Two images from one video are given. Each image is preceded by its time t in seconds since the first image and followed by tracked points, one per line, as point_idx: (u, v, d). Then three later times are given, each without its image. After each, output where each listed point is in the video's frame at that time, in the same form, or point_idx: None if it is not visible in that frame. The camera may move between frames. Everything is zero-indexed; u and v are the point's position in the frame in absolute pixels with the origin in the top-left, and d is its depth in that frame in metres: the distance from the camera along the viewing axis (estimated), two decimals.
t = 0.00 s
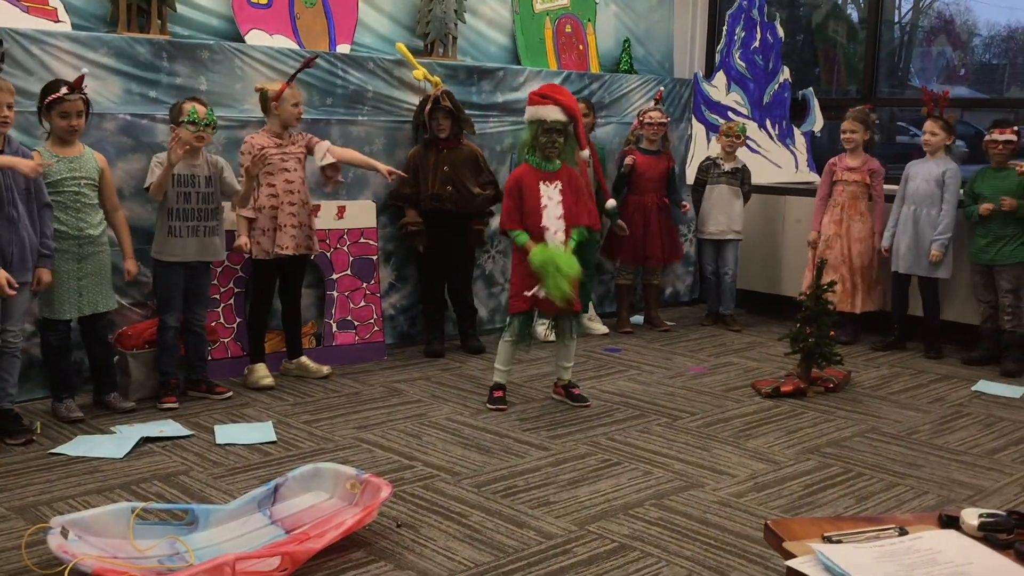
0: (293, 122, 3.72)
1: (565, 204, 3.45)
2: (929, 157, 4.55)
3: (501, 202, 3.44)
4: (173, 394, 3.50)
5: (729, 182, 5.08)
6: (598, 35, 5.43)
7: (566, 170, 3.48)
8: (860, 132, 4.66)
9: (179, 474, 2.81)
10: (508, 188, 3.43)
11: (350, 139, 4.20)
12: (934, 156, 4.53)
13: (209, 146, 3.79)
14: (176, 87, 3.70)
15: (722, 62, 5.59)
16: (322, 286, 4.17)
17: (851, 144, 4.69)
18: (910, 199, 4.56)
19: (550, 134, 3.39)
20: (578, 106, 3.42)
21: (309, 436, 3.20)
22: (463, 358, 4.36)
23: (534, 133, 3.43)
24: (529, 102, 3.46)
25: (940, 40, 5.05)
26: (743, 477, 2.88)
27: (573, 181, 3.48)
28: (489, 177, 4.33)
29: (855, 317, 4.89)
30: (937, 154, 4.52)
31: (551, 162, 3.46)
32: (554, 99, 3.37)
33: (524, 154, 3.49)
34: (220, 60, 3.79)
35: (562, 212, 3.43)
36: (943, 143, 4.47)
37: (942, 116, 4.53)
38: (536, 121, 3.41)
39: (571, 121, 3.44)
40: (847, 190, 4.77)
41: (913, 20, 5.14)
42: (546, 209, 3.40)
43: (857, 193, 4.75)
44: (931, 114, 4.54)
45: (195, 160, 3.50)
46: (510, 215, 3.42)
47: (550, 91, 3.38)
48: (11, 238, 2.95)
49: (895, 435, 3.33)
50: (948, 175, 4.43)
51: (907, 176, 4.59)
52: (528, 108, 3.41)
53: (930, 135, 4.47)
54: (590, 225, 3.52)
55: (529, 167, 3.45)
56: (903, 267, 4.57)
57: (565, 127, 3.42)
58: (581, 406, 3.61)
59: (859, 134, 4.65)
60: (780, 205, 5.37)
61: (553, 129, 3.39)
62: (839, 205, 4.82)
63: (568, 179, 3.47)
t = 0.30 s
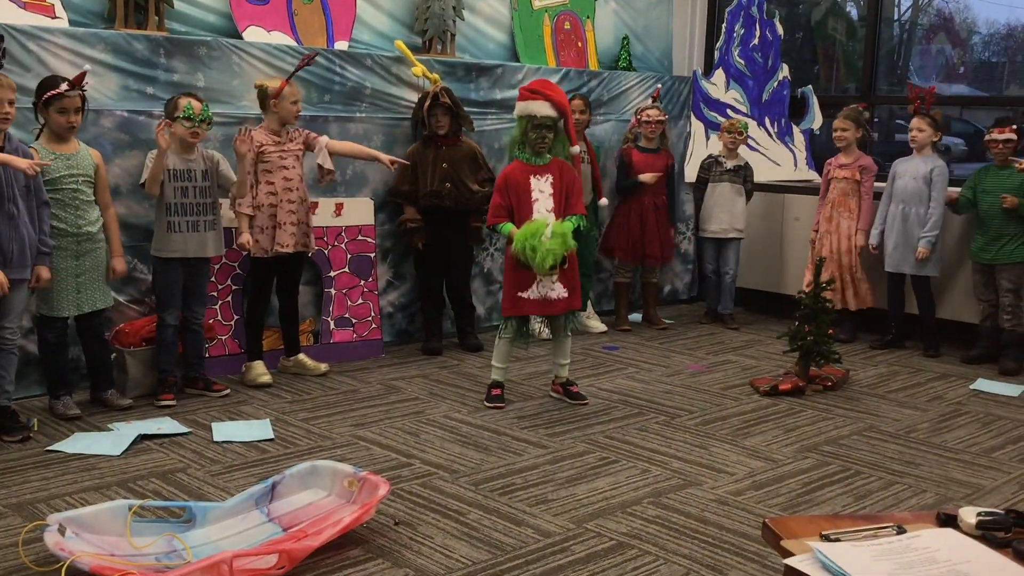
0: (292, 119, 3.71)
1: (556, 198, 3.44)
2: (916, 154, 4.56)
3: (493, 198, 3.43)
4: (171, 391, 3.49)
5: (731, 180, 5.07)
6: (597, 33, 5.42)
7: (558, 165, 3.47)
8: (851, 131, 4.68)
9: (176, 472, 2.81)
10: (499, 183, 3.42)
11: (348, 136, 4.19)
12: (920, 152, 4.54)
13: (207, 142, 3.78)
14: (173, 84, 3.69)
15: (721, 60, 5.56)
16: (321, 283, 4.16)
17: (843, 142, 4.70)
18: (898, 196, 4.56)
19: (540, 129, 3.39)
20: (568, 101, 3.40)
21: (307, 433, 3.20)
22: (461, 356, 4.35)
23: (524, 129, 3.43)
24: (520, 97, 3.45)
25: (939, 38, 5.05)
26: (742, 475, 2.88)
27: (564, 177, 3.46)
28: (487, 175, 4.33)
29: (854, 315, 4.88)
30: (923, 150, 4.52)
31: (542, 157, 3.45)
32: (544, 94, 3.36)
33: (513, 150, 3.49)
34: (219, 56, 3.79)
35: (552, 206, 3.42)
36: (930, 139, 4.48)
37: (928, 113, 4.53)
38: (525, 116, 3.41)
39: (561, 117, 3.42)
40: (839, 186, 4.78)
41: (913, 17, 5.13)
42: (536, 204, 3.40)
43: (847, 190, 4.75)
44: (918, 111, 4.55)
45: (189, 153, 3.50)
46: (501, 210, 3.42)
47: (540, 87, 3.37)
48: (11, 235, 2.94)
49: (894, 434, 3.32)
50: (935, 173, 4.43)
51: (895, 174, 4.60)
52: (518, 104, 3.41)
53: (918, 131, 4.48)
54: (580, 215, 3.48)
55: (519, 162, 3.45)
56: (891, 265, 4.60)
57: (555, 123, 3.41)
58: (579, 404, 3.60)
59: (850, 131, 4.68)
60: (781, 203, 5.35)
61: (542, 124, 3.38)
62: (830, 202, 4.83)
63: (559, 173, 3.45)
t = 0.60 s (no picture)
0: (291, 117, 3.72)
1: (538, 198, 3.45)
2: (907, 152, 4.57)
3: (475, 200, 3.42)
4: (171, 390, 3.49)
5: (738, 179, 5.07)
6: (596, 32, 5.42)
7: (540, 165, 3.48)
8: (843, 129, 4.68)
9: (176, 470, 2.81)
10: (482, 185, 3.41)
11: (348, 135, 4.19)
12: (911, 150, 4.55)
13: (206, 141, 3.78)
14: (173, 82, 3.69)
15: (721, 58, 5.57)
16: (321, 282, 4.16)
17: (835, 140, 4.70)
18: (893, 196, 4.56)
19: (523, 130, 3.39)
20: (550, 101, 3.40)
21: (307, 432, 3.20)
22: (461, 354, 4.35)
23: (506, 129, 3.43)
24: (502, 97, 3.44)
25: (939, 37, 5.05)
26: (741, 473, 2.88)
27: (546, 177, 3.47)
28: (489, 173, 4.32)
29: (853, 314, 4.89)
30: (915, 148, 4.54)
31: (525, 158, 3.45)
32: (527, 95, 3.35)
33: (495, 151, 3.49)
34: (218, 55, 3.79)
35: (535, 208, 3.44)
36: (921, 136, 4.49)
37: (919, 111, 4.55)
38: (507, 117, 3.40)
39: (543, 117, 3.42)
40: (832, 185, 4.79)
41: (913, 16, 5.13)
42: (519, 205, 3.41)
43: (835, 188, 4.77)
44: (908, 109, 4.58)
45: (188, 150, 3.50)
46: (483, 211, 3.41)
47: (522, 87, 3.36)
48: (14, 232, 2.94)
49: (894, 433, 3.32)
50: (930, 172, 4.46)
51: (887, 173, 4.60)
52: (499, 104, 3.40)
53: (909, 128, 4.49)
54: (560, 218, 3.51)
55: (501, 163, 3.44)
56: (890, 265, 4.58)
57: (538, 124, 3.41)
58: (578, 402, 3.60)
59: (843, 130, 4.68)
60: (785, 202, 5.34)
61: (525, 125, 3.38)
62: (822, 199, 4.88)
63: (541, 174, 3.46)
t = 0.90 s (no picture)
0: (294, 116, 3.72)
1: (528, 199, 3.45)
2: (904, 150, 4.57)
3: (465, 197, 3.42)
4: (171, 389, 3.50)
5: (741, 178, 5.06)
6: (597, 31, 5.42)
7: (531, 166, 3.47)
8: (844, 130, 4.66)
9: (176, 469, 2.81)
10: (472, 182, 3.41)
11: (348, 133, 4.19)
12: (908, 148, 4.55)
13: (206, 140, 3.78)
14: (173, 81, 3.69)
15: (722, 57, 5.56)
16: (321, 281, 4.16)
17: (836, 141, 4.68)
18: (894, 196, 4.55)
19: (513, 130, 3.39)
20: (542, 103, 3.40)
21: (307, 431, 3.20)
22: (461, 354, 4.35)
23: (499, 130, 3.42)
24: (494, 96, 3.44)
25: (939, 36, 5.05)
26: (741, 473, 2.88)
27: (536, 178, 3.47)
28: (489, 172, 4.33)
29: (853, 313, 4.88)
30: (912, 146, 4.54)
31: (516, 158, 3.45)
32: (520, 96, 3.35)
33: (488, 149, 3.48)
34: (218, 54, 3.78)
35: (524, 209, 3.44)
36: (918, 134, 4.48)
37: (914, 111, 4.55)
38: (499, 116, 3.40)
39: (535, 117, 3.42)
40: (831, 186, 4.80)
41: (913, 16, 5.13)
42: (508, 206, 3.41)
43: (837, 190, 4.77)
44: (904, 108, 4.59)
45: (189, 150, 3.49)
46: (472, 210, 3.41)
47: (515, 88, 3.36)
48: (12, 232, 2.94)
49: (893, 432, 3.33)
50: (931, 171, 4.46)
51: (885, 172, 4.60)
52: (492, 104, 3.39)
53: (906, 126, 4.49)
54: (547, 219, 3.49)
55: (492, 162, 3.44)
56: (892, 265, 4.58)
57: (529, 124, 3.41)
58: (577, 402, 3.60)
59: (843, 131, 4.65)
60: (787, 202, 5.34)
61: (517, 125, 3.38)
62: (823, 201, 4.87)
63: (532, 175, 3.46)
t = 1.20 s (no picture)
0: (301, 116, 3.72)
1: (530, 199, 3.45)
2: (908, 150, 4.58)
3: (467, 196, 3.41)
4: (171, 389, 3.49)
5: (739, 178, 5.05)
6: (596, 30, 5.42)
7: (533, 166, 3.47)
8: (853, 128, 4.67)
9: (176, 469, 2.81)
10: (474, 182, 3.40)
11: (348, 133, 4.19)
12: (913, 148, 4.55)
13: (206, 140, 3.78)
14: (173, 81, 3.69)
15: (722, 57, 5.57)
16: (321, 281, 4.16)
17: (845, 139, 4.69)
18: (898, 195, 4.56)
19: (516, 130, 3.38)
20: (544, 102, 3.41)
21: (306, 431, 3.19)
22: (461, 354, 4.35)
23: (501, 129, 3.42)
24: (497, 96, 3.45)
25: (940, 36, 5.05)
26: (741, 473, 2.88)
27: (539, 177, 3.47)
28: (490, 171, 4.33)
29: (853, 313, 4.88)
30: (916, 146, 4.54)
31: (518, 157, 3.45)
32: (522, 95, 3.36)
33: (490, 149, 3.48)
34: (218, 53, 3.78)
35: (526, 209, 3.44)
36: (921, 135, 4.49)
37: (917, 109, 4.54)
38: (502, 116, 3.40)
39: (537, 116, 3.42)
40: (840, 184, 4.77)
41: (913, 16, 5.13)
42: (511, 206, 3.41)
43: (850, 187, 4.75)
44: (907, 108, 4.57)
45: (189, 151, 3.49)
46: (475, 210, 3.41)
47: (517, 87, 3.37)
48: (8, 232, 2.93)
49: (893, 432, 3.32)
50: (934, 171, 4.46)
51: (888, 171, 4.60)
52: (495, 102, 3.40)
53: (909, 127, 4.49)
54: (549, 218, 3.49)
55: (495, 161, 3.43)
56: (896, 264, 4.58)
57: (532, 124, 3.41)
58: (578, 402, 3.60)
59: (853, 128, 4.66)
60: (787, 201, 5.33)
61: (519, 125, 3.38)
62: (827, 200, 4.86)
63: (534, 174, 3.46)
